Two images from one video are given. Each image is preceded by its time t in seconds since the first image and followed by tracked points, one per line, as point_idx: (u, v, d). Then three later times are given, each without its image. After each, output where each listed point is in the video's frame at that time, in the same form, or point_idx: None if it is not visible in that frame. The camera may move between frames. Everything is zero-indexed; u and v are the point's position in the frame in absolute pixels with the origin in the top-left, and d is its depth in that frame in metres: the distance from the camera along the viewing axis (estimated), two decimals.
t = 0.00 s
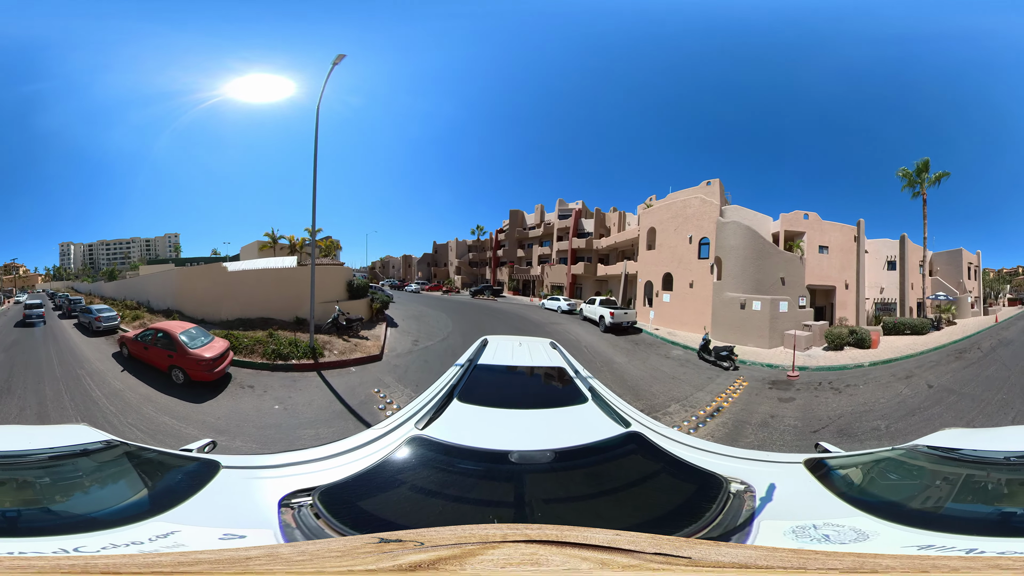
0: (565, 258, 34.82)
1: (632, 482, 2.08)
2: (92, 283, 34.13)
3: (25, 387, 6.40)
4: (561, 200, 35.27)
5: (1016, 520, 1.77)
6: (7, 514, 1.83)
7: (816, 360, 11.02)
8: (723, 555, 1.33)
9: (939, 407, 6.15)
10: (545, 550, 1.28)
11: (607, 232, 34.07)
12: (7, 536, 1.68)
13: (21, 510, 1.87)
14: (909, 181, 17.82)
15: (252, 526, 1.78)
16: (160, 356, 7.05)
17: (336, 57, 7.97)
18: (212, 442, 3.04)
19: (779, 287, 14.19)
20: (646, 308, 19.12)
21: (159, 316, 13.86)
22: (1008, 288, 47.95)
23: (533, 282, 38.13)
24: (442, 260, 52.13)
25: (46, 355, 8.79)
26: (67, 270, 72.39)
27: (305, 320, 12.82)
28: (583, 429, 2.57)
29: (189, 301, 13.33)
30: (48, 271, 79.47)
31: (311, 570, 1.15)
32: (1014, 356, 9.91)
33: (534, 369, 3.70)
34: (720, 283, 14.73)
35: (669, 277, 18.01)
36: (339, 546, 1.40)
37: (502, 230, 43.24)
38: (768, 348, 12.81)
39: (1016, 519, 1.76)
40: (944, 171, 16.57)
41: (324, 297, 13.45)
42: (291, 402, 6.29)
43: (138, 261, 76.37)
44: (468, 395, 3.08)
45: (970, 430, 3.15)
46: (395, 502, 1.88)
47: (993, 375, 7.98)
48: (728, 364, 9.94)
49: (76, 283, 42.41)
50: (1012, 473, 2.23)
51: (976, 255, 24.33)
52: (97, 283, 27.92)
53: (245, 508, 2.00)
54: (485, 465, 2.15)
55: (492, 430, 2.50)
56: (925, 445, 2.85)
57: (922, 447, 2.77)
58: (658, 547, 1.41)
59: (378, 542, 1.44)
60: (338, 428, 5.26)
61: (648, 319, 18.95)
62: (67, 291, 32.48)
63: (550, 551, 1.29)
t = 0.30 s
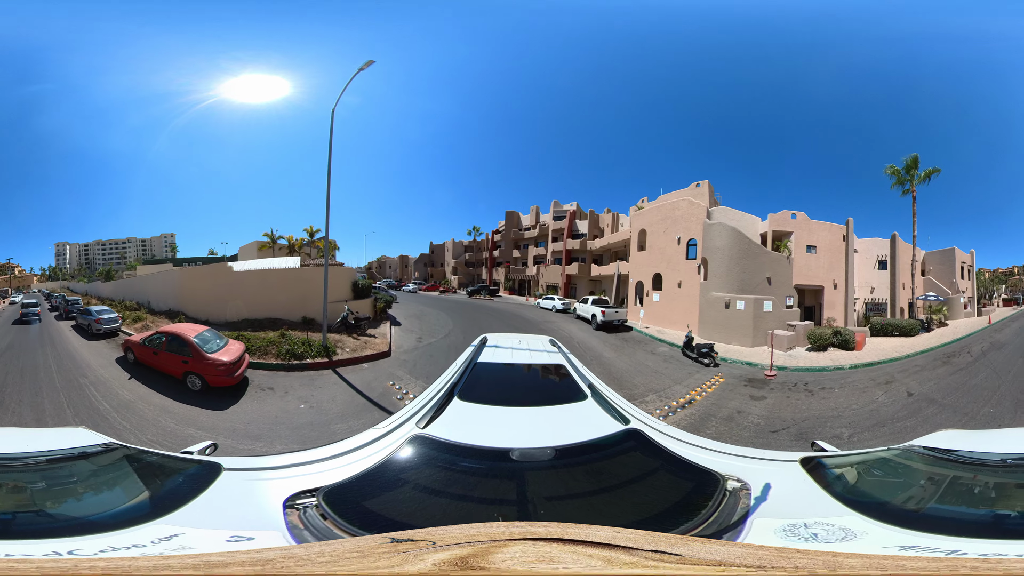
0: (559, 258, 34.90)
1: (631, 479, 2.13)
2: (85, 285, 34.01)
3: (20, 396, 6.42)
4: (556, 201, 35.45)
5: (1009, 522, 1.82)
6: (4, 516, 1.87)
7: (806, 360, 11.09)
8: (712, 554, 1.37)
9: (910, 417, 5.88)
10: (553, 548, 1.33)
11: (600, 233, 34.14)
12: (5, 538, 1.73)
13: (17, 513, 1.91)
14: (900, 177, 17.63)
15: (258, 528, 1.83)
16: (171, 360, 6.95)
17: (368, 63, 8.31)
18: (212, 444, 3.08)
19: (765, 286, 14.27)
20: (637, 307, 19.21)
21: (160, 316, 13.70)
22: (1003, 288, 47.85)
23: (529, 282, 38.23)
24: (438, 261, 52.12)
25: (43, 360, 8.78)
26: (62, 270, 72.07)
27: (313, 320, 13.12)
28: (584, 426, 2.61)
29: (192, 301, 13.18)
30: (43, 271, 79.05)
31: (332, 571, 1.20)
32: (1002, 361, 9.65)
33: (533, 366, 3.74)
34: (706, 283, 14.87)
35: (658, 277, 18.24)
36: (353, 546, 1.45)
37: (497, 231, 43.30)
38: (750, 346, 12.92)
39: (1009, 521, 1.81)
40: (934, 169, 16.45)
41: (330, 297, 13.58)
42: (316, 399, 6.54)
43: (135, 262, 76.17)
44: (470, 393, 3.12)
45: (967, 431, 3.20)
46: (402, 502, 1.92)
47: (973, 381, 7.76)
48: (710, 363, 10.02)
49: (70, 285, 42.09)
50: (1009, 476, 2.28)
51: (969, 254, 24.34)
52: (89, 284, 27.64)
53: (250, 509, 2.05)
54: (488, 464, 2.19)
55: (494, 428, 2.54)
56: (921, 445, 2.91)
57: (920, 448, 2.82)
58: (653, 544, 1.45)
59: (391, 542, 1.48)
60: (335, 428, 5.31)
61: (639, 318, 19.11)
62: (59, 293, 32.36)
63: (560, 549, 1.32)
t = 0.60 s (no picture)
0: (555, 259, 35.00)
1: (636, 483, 2.06)
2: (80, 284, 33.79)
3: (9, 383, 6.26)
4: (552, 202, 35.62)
5: (1012, 517, 1.77)
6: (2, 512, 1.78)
7: (798, 359, 11.10)
8: (747, 555, 1.30)
9: (882, 424, 5.46)
10: (563, 553, 1.24)
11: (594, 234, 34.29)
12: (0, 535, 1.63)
13: (18, 508, 1.81)
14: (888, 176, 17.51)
15: (240, 528, 1.73)
16: (184, 362, 6.27)
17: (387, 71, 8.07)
18: (209, 442, 2.96)
19: (752, 286, 14.18)
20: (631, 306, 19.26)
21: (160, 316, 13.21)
22: (995, 288, 48.17)
23: (525, 282, 38.29)
24: (435, 261, 52.04)
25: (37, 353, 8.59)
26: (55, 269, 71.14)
27: (321, 320, 13.32)
28: (586, 431, 2.53)
29: (192, 301, 12.74)
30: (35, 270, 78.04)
31: (309, 571, 1.11)
32: (989, 366, 9.27)
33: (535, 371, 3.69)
34: (693, 282, 14.98)
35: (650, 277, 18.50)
36: (331, 548, 1.35)
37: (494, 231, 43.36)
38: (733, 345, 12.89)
39: (1011, 517, 1.76)
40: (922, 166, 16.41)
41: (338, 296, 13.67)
42: (336, 394, 6.48)
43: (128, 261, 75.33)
44: (470, 398, 3.04)
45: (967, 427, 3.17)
46: (395, 505, 1.83)
47: (954, 387, 7.40)
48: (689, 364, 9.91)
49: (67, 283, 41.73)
50: (1013, 470, 2.24)
51: (963, 254, 24.39)
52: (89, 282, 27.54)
53: (237, 509, 1.96)
54: (486, 469, 2.11)
55: (493, 433, 2.47)
56: (923, 442, 2.86)
57: (923, 444, 2.77)
58: (676, 547, 1.37)
59: (372, 544, 1.40)
60: (325, 423, 5.22)
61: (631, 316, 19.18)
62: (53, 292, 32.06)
63: (571, 554, 1.24)
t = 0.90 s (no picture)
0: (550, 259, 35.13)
1: (631, 482, 2.08)
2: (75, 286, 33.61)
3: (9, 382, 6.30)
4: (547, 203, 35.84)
5: (1016, 519, 1.79)
6: (8, 514, 1.80)
7: (788, 359, 11.15)
8: (721, 556, 1.33)
9: (840, 433, 5.22)
10: (548, 550, 1.27)
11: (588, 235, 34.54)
12: (8, 536, 1.66)
13: (22, 510, 1.85)
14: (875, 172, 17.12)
15: (252, 527, 1.76)
16: (207, 368, 6.10)
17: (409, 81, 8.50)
18: (212, 442, 2.98)
19: (737, 285, 14.23)
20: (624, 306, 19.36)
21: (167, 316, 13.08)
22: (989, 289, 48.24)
23: (521, 282, 38.40)
24: (432, 261, 51.94)
25: (38, 352, 8.61)
26: (54, 269, 71.03)
27: (332, 319, 13.29)
28: (585, 429, 2.55)
29: (199, 301, 12.66)
30: (34, 270, 77.95)
31: (316, 570, 1.13)
32: (971, 367, 8.92)
33: (534, 369, 3.68)
34: (680, 282, 15.18)
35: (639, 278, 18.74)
36: (339, 546, 1.38)
37: (490, 232, 43.51)
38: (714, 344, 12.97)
39: (1014, 519, 1.78)
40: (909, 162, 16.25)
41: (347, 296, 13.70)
42: (358, 388, 6.82)
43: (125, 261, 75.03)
44: (469, 395, 3.05)
45: (969, 430, 3.18)
46: (397, 503, 1.86)
47: (928, 391, 7.12)
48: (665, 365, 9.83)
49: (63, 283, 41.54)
50: (1012, 474, 2.25)
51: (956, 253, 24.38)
52: (87, 282, 27.54)
53: (241, 508, 1.98)
54: (485, 466, 2.13)
55: (494, 430, 2.49)
56: (924, 444, 2.89)
57: (922, 448, 2.79)
58: (660, 547, 1.40)
59: (379, 541, 1.42)
60: (317, 421, 5.28)
61: (622, 315, 19.31)
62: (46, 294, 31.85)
63: (551, 553, 1.25)
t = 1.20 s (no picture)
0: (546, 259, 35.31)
1: (634, 482, 2.08)
2: (69, 287, 33.34)
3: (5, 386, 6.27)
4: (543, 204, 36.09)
5: (1015, 518, 1.79)
6: (4, 513, 1.80)
7: (780, 357, 11.19)
8: (738, 554, 1.33)
9: (793, 435, 5.12)
10: (564, 551, 1.26)
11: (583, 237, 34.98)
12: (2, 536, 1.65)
13: (18, 509, 1.84)
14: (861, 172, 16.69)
15: (250, 528, 1.75)
16: (236, 377, 5.93)
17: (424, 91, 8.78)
18: (211, 443, 2.97)
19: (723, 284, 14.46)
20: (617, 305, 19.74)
21: (171, 317, 12.99)
22: (983, 289, 48.54)
23: (517, 282, 38.54)
24: (429, 262, 51.96)
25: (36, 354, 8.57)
26: (49, 269, 70.38)
27: (340, 318, 13.43)
28: (587, 429, 2.55)
29: (203, 302, 12.59)
30: (30, 270, 77.51)
31: (318, 572, 1.13)
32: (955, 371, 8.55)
33: (534, 369, 3.67)
34: (669, 281, 15.56)
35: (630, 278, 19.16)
36: (340, 548, 1.37)
37: (486, 232, 43.68)
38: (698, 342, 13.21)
39: (1014, 518, 1.78)
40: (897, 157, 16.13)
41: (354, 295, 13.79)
42: (379, 380, 7.26)
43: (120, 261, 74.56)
44: (472, 396, 3.03)
45: (968, 429, 3.20)
46: (400, 505, 1.85)
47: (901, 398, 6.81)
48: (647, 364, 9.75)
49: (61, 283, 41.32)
50: (1012, 472, 2.26)
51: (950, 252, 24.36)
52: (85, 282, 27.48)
53: (240, 509, 1.97)
54: (487, 468, 2.12)
55: (496, 431, 2.48)
56: (923, 443, 2.90)
57: (923, 446, 2.80)
58: (670, 546, 1.40)
59: (382, 544, 1.41)
60: (310, 421, 5.28)
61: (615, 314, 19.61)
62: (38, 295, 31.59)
63: (570, 553, 1.25)
